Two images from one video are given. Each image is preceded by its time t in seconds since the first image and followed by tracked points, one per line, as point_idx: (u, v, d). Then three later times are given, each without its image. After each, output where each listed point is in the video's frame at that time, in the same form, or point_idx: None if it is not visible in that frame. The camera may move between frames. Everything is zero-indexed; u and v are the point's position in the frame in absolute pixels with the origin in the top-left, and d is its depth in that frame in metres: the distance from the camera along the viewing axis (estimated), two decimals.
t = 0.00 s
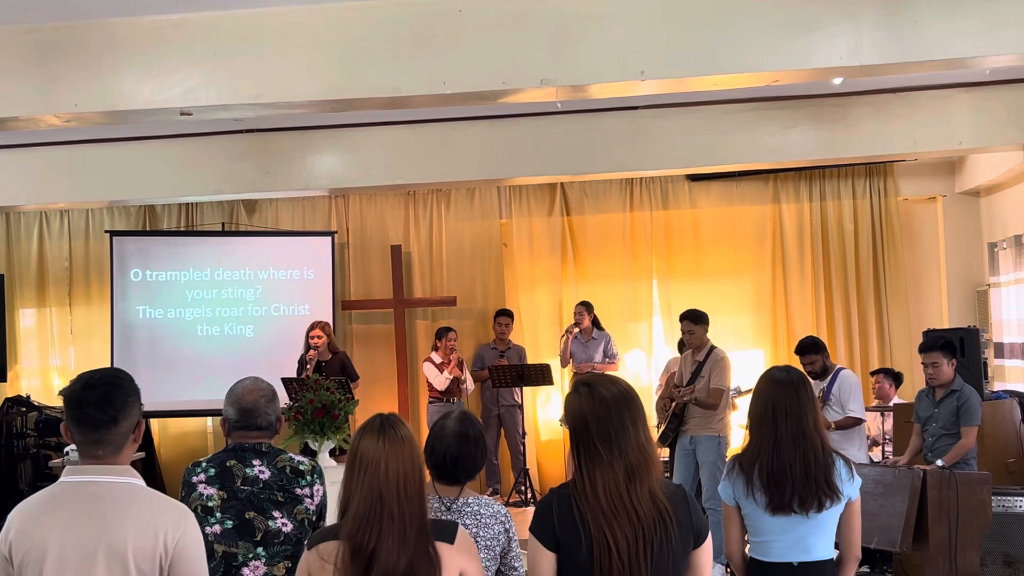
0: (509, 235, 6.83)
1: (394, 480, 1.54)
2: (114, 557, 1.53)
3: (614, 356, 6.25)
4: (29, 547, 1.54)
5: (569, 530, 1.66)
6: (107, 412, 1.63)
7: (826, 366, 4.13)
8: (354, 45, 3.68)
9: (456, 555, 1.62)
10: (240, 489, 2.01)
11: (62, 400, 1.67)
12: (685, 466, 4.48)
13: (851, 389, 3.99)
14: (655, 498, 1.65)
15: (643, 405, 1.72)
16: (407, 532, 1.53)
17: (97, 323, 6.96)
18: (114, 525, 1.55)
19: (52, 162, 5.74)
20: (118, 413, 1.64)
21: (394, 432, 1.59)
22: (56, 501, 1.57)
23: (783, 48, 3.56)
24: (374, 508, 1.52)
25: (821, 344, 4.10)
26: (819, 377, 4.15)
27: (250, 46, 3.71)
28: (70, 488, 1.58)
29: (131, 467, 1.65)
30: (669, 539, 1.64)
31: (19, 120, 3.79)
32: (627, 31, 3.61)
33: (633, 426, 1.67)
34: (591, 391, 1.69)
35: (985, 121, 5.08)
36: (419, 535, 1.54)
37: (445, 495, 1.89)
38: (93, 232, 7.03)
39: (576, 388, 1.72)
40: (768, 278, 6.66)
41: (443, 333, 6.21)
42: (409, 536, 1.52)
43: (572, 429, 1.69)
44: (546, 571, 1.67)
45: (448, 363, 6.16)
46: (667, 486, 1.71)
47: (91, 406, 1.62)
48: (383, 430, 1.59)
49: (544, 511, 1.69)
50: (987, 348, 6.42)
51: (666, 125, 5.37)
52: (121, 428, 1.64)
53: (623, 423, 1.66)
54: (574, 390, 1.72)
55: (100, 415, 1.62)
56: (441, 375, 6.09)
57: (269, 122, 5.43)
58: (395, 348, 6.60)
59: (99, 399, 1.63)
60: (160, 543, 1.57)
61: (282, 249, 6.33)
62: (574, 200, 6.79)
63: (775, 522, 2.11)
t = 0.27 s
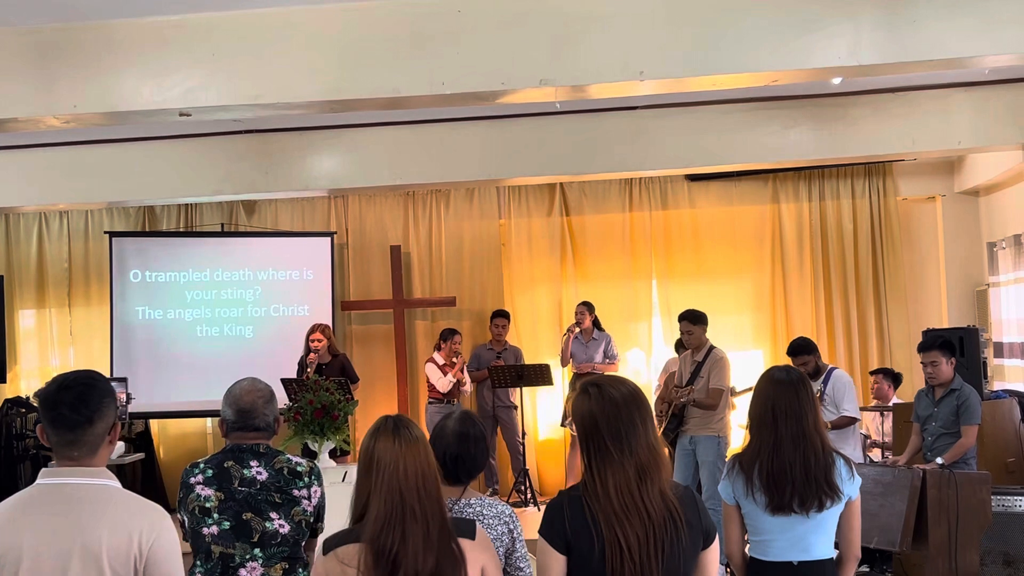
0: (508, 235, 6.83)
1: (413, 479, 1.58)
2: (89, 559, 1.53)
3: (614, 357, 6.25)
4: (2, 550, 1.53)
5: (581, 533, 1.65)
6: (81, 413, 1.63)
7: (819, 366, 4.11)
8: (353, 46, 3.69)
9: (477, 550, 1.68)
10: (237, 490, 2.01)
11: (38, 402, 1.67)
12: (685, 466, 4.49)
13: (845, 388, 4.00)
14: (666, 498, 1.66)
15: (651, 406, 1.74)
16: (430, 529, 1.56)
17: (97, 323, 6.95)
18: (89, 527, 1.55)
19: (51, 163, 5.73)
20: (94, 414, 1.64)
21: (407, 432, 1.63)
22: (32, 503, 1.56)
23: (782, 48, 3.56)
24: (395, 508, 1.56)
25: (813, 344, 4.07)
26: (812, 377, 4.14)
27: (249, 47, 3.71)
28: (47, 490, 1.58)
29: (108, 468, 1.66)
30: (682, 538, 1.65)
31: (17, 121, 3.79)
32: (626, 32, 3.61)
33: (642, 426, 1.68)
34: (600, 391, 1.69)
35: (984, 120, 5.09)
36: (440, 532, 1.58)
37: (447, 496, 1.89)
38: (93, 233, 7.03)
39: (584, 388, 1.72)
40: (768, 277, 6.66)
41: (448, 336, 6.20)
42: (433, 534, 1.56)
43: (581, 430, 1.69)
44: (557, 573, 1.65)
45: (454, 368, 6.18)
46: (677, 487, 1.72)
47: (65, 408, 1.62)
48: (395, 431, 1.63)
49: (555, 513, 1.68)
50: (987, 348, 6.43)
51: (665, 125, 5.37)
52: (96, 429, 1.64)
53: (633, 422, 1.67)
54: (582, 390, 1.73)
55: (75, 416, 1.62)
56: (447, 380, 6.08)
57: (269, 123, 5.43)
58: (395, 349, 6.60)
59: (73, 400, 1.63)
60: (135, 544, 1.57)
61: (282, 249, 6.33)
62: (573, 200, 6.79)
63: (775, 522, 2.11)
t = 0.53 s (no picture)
0: (508, 235, 6.83)
1: (423, 477, 1.59)
2: (73, 560, 1.53)
3: (615, 357, 6.24)
4: None
5: (584, 531, 1.65)
6: (64, 414, 1.63)
7: (818, 366, 4.11)
8: (353, 46, 3.69)
9: (483, 549, 1.67)
10: (234, 491, 2.00)
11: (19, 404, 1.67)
12: (685, 466, 4.49)
13: (846, 388, 3.99)
14: (670, 498, 1.66)
15: (655, 405, 1.74)
16: (441, 526, 1.57)
17: (96, 324, 6.95)
18: (72, 527, 1.54)
19: (51, 163, 5.73)
20: (75, 415, 1.64)
21: (415, 430, 1.63)
22: (15, 505, 1.56)
23: (782, 47, 3.56)
24: (407, 505, 1.56)
25: (812, 344, 4.06)
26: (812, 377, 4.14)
27: (249, 47, 3.71)
28: (30, 492, 1.58)
29: (92, 468, 1.65)
30: (688, 537, 1.65)
31: (17, 122, 3.79)
32: (626, 32, 3.61)
33: (647, 425, 1.68)
34: (605, 391, 1.69)
35: (984, 120, 5.09)
36: (451, 529, 1.58)
37: (455, 495, 1.91)
38: (93, 234, 7.03)
39: (589, 388, 1.72)
40: (768, 277, 6.66)
41: (448, 334, 6.20)
42: (444, 531, 1.57)
43: (586, 430, 1.69)
44: (560, 572, 1.66)
45: (453, 366, 6.16)
46: (681, 487, 1.72)
47: (47, 409, 1.62)
48: (404, 430, 1.63)
49: (558, 512, 1.68)
50: (986, 347, 6.43)
51: (665, 125, 5.38)
52: (78, 430, 1.64)
53: (637, 422, 1.67)
54: (586, 390, 1.73)
55: (56, 418, 1.62)
56: (448, 378, 6.07)
57: (268, 124, 5.43)
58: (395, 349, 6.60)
59: (55, 402, 1.63)
60: (119, 543, 1.56)
61: (282, 249, 6.32)
62: (573, 201, 6.79)
63: (775, 521, 2.10)
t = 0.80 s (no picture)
0: (508, 235, 6.83)
1: (420, 477, 1.60)
2: (63, 560, 1.52)
3: (616, 357, 6.23)
4: None
5: (587, 531, 1.65)
6: (51, 415, 1.63)
7: (824, 365, 4.13)
8: (353, 47, 3.69)
9: (478, 549, 1.67)
10: (229, 492, 2.01)
11: (6, 407, 1.67)
12: (686, 467, 4.48)
13: (851, 388, 3.98)
14: (673, 498, 1.66)
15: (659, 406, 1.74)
16: (437, 526, 1.57)
17: (97, 325, 6.95)
18: (62, 528, 1.54)
19: (51, 165, 5.74)
20: (62, 415, 1.65)
21: (412, 431, 1.65)
22: (4, 507, 1.56)
23: (783, 48, 3.56)
24: (404, 505, 1.56)
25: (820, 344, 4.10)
26: (819, 376, 4.15)
27: (248, 48, 3.71)
28: (20, 494, 1.58)
29: (81, 468, 1.66)
30: (690, 537, 1.65)
31: (17, 123, 3.80)
32: (626, 32, 3.61)
33: (650, 425, 1.68)
34: (608, 391, 1.70)
35: (984, 120, 5.08)
36: (447, 529, 1.59)
37: (468, 495, 1.92)
38: (93, 235, 7.04)
39: (592, 387, 1.73)
40: (768, 277, 6.66)
41: (447, 334, 6.19)
42: (440, 531, 1.57)
43: (589, 430, 1.70)
44: (562, 572, 1.65)
45: (451, 364, 6.17)
46: (684, 488, 1.72)
47: (33, 409, 1.63)
48: (401, 430, 1.64)
49: (562, 512, 1.67)
50: (987, 347, 6.43)
51: (665, 125, 5.37)
52: (65, 430, 1.64)
53: (641, 422, 1.68)
54: (589, 390, 1.73)
55: (43, 418, 1.62)
56: (446, 376, 6.07)
57: (268, 125, 5.43)
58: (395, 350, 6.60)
59: (41, 402, 1.63)
60: (109, 543, 1.56)
61: (282, 250, 6.32)
62: (574, 201, 6.79)
63: (776, 521, 2.10)
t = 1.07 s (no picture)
0: (509, 236, 6.83)
1: (402, 478, 1.58)
2: (64, 561, 1.53)
3: (617, 358, 6.23)
4: None
5: (586, 529, 1.64)
6: (50, 415, 1.63)
7: (836, 365, 4.14)
8: (352, 48, 3.69)
9: (459, 550, 1.66)
10: (225, 493, 2.01)
11: (7, 408, 1.68)
12: (686, 467, 4.48)
13: (862, 388, 3.99)
14: (671, 496, 1.66)
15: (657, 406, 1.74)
16: (417, 527, 1.56)
17: (97, 326, 6.95)
18: (63, 529, 1.54)
19: (51, 166, 5.74)
20: (63, 415, 1.65)
21: (395, 431, 1.63)
22: (5, 508, 1.56)
23: (782, 48, 3.56)
24: (384, 506, 1.55)
25: (831, 344, 4.10)
26: (830, 375, 4.15)
27: (248, 49, 3.72)
28: (21, 494, 1.58)
29: (81, 469, 1.66)
30: (684, 536, 1.64)
31: (18, 125, 3.80)
32: (626, 33, 3.62)
33: (649, 424, 1.69)
34: (607, 390, 1.70)
35: (984, 120, 5.09)
36: (427, 530, 1.58)
37: (482, 496, 1.93)
38: (94, 237, 7.05)
39: (591, 387, 1.73)
40: (768, 278, 6.66)
41: (447, 336, 6.19)
42: (420, 533, 1.56)
43: (588, 429, 1.70)
44: (561, 571, 1.64)
45: (453, 366, 6.17)
46: (681, 487, 1.72)
47: (33, 410, 1.63)
48: (384, 430, 1.62)
49: (560, 510, 1.67)
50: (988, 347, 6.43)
51: (665, 126, 5.38)
52: (66, 430, 1.64)
53: (639, 421, 1.68)
54: (589, 390, 1.73)
55: (43, 418, 1.63)
56: (446, 379, 6.09)
57: (269, 126, 5.43)
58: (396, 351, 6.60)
59: (41, 403, 1.64)
60: (110, 544, 1.56)
61: (282, 251, 6.32)
62: (574, 202, 6.80)
63: (780, 522, 2.10)
